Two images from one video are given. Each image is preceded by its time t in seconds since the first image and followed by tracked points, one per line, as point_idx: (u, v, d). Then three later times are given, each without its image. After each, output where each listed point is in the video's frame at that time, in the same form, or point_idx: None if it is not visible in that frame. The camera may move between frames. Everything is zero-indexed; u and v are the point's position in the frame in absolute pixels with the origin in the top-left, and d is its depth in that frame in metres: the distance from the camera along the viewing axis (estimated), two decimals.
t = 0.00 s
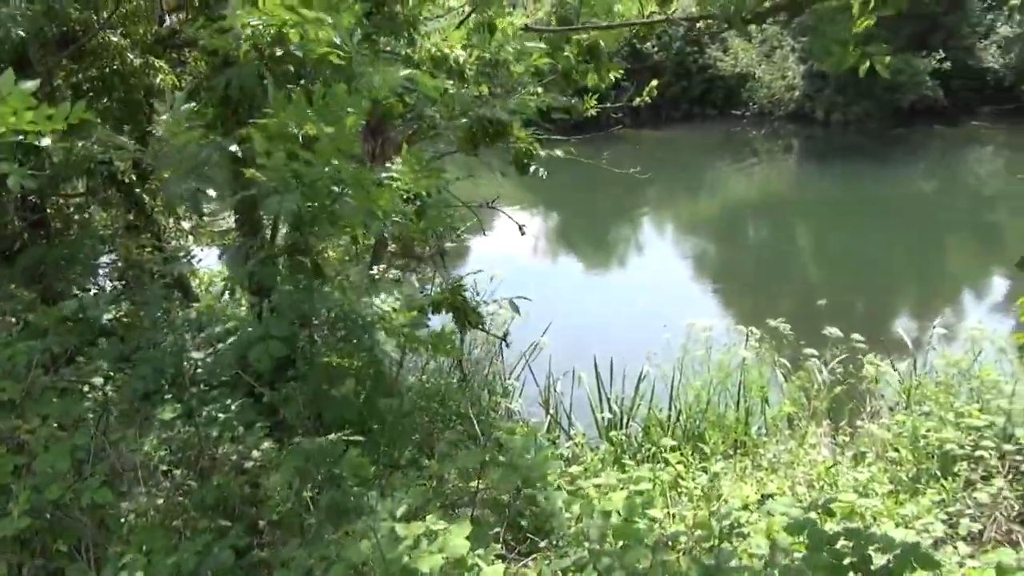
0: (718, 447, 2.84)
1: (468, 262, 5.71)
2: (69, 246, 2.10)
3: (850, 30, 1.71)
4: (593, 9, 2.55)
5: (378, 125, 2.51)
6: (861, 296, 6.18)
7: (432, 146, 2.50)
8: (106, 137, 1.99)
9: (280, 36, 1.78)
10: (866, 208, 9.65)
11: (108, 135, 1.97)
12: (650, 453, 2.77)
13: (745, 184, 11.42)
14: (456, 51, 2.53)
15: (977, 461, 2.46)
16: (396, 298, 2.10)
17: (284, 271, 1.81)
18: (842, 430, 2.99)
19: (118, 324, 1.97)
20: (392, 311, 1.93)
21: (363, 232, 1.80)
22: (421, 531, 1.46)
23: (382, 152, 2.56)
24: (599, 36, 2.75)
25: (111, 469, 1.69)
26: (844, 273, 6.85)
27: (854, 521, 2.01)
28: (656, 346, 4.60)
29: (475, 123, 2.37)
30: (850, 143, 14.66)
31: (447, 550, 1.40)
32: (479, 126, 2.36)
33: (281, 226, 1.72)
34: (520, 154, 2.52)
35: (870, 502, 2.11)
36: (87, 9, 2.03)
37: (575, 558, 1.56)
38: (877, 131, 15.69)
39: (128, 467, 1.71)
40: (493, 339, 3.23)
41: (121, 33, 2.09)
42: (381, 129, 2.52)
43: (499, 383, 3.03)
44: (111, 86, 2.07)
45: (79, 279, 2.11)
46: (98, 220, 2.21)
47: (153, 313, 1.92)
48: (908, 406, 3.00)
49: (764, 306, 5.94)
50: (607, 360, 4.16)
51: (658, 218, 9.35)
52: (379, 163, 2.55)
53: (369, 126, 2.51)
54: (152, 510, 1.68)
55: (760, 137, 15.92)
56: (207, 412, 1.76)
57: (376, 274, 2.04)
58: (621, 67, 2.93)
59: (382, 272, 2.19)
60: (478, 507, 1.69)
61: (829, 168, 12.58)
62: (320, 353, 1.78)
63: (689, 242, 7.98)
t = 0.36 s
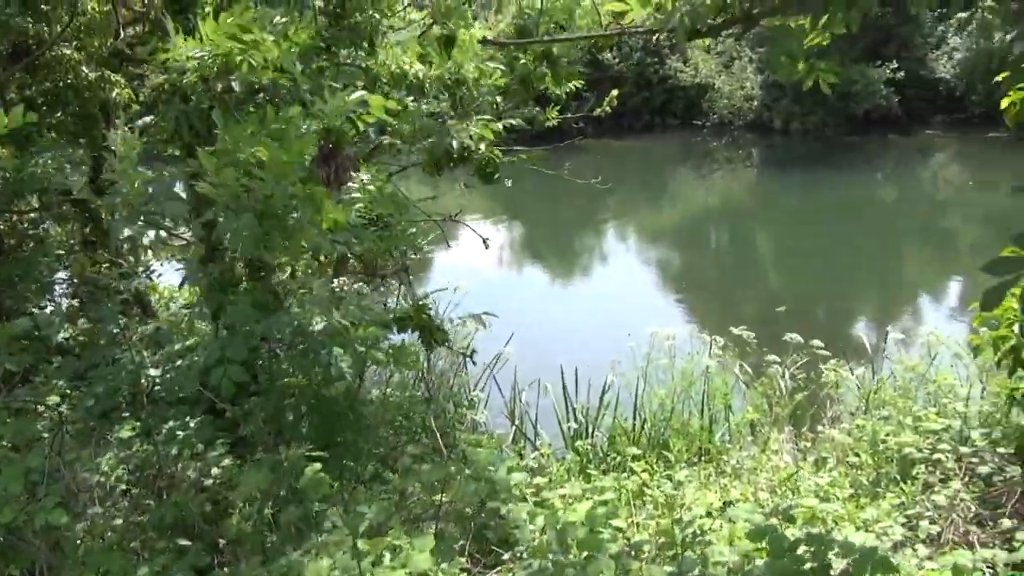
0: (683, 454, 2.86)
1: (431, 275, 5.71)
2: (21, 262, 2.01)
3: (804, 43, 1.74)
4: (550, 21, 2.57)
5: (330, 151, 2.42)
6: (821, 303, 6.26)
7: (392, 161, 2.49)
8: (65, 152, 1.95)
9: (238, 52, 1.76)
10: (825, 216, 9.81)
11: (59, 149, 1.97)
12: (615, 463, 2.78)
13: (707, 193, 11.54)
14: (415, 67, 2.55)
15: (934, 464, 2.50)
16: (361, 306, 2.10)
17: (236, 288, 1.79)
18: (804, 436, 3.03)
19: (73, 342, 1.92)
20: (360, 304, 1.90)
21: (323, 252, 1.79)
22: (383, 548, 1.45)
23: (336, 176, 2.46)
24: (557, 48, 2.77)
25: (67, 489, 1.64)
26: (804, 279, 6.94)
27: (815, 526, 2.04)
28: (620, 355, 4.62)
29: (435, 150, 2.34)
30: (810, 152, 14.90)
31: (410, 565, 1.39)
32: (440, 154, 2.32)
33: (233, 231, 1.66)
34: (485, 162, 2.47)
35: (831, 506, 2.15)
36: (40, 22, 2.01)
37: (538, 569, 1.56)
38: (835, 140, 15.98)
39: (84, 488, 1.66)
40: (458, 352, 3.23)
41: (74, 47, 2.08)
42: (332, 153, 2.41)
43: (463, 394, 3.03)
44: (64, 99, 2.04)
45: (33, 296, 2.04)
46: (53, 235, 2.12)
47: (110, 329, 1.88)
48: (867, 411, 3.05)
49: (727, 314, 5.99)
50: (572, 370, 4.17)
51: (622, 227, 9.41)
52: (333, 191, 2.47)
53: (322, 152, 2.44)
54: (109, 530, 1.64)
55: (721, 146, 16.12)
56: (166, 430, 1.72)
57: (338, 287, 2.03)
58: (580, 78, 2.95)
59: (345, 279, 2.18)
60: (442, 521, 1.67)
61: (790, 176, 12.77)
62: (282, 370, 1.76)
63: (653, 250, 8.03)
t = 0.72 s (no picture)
0: (658, 458, 2.87)
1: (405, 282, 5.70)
2: None
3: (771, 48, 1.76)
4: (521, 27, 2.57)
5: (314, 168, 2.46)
6: (793, 306, 6.31)
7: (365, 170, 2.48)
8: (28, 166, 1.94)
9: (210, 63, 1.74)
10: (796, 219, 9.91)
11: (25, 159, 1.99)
12: (591, 467, 2.78)
13: (680, 197, 11.61)
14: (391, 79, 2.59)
15: (906, 463, 2.53)
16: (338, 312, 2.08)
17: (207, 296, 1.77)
18: (778, 438, 3.06)
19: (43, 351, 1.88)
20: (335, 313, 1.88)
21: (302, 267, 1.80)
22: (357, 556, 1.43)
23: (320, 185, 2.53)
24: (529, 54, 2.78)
25: (34, 502, 1.62)
26: (776, 283, 6.99)
27: (789, 526, 2.07)
28: (594, 359, 4.63)
29: (413, 164, 2.24)
30: (780, 156, 15.05)
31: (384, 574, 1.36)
32: (418, 168, 2.23)
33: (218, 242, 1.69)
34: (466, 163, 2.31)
35: (804, 507, 2.17)
36: (4, 29, 1.96)
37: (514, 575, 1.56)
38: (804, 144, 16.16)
39: (53, 502, 1.63)
40: (433, 358, 3.23)
41: (41, 53, 2.03)
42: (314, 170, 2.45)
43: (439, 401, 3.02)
44: (31, 108, 2.00)
45: None
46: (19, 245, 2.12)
47: (80, 340, 1.86)
48: (839, 412, 3.08)
49: (700, 318, 6.01)
50: (546, 375, 4.18)
51: (595, 232, 9.45)
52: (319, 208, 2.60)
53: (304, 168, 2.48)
54: (79, 544, 1.57)
55: (692, 151, 16.23)
56: (136, 441, 1.74)
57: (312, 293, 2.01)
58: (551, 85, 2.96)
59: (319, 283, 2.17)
60: (419, 530, 1.66)
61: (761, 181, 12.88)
62: (255, 378, 1.79)
63: (627, 256, 8.07)
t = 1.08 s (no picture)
0: (638, 461, 2.88)
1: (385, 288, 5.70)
2: None
3: (743, 51, 1.78)
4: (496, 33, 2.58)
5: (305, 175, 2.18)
6: (772, 307, 6.35)
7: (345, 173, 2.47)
8: (4, 173, 1.89)
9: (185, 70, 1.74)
10: (774, 221, 9.98)
11: None
12: (572, 471, 2.79)
13: (660, 200, 11.66)
14: (368, 81, 2.54)
15: (883, 462, 2.56)
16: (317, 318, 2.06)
17: (180, 304, 1.75)
18: (757, 438, 3.08)
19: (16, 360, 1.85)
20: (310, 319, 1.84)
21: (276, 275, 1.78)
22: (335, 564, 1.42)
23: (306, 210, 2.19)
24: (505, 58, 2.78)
25: (10, 515, 1.65)
26: (755, 284, 7.03)
27: (768, 526, 2.10)
28: (575, 363, 4.64)
29: (388, 165, 2.25)
30: (759, 159, 15.16)
31: None
32: (394, 169, 2.25)
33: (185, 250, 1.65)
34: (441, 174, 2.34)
35: (782, 507, 2.20)
36: None
37: None
38: (782, 146, 16.30)
39: (28, 514, 1.65)
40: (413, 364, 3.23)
41: (13, 62, 2.04)
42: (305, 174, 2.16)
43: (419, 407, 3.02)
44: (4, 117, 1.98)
45: None
46: None
47: (54, 350, 1.84)
48: (818, 412, 3.10)
49: (680, 320, 6.04)
50: (527, 379, 4.18)
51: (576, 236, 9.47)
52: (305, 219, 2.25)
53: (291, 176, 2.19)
54: (54, 557, 1.57)
55: (671, 154, 16.30)
56: (112, 451, 1.72)
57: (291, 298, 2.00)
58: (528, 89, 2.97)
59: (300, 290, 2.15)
60: (399, 536, 1.63)
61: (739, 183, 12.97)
62: (231, 387, 1.71)
63: (607, 259, 8.09)
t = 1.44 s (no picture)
0: (611, 463, 2.90)
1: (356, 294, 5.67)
2: None
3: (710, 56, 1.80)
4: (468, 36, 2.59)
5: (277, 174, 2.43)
6: (742, 309, 6.41)
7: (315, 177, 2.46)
8: None
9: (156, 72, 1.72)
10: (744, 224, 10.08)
11: None
12: (544, 474, 2.80)
13: (632, 203, 11.73)
14: (339, 88, 2.61)
15: (851, 462, 2.59)
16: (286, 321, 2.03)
17: (146, 309, 1.71)
18: (728, 439, 3.10)
19: None
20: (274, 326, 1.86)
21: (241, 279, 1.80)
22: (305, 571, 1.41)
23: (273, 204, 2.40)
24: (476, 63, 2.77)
25: None
26: (726, 287, 7.09)
27: (740, 527, 2.12)
28: (547, 366, 4.65)
29: (364, 173, 2.21)
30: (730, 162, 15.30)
31: None
32: (370, 178, 2.20)
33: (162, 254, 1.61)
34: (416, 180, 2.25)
35: (753, 508, 2.22)
36: None
37: None
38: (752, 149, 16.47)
39: None
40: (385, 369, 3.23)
41: None
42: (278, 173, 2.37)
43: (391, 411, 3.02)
44: None
45: None
46: None
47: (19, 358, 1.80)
48: (787, 413, 3.14)
49: (652, 322, 6.07)
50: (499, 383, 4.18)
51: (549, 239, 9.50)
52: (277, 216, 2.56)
53: (265, 175, 2.47)
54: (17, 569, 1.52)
55: (643, 157, 16.40)
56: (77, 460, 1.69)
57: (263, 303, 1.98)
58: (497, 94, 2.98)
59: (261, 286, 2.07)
60: (369, 542, 1.63)
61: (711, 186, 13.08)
62: (202, 393, 1.73)
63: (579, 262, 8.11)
